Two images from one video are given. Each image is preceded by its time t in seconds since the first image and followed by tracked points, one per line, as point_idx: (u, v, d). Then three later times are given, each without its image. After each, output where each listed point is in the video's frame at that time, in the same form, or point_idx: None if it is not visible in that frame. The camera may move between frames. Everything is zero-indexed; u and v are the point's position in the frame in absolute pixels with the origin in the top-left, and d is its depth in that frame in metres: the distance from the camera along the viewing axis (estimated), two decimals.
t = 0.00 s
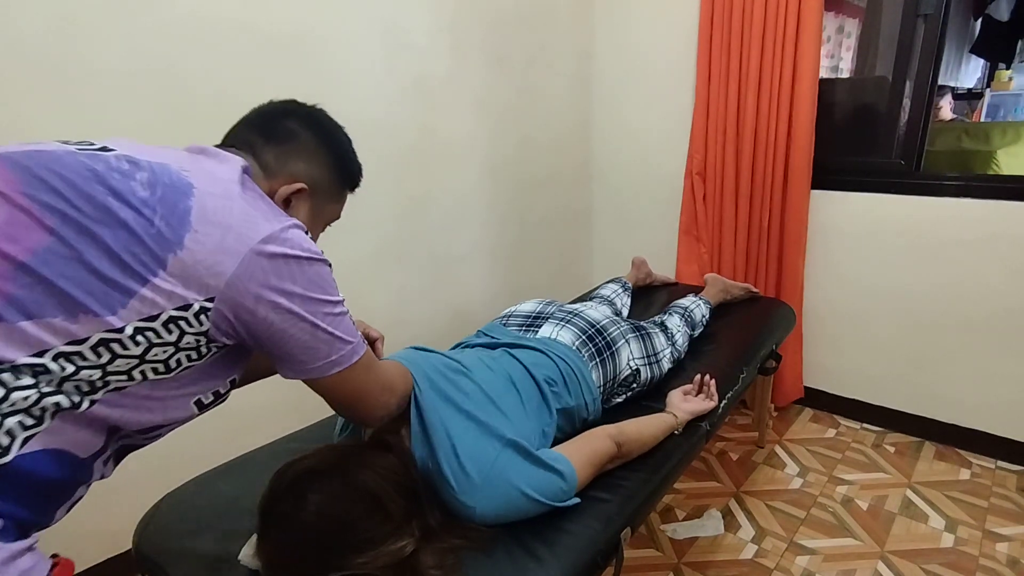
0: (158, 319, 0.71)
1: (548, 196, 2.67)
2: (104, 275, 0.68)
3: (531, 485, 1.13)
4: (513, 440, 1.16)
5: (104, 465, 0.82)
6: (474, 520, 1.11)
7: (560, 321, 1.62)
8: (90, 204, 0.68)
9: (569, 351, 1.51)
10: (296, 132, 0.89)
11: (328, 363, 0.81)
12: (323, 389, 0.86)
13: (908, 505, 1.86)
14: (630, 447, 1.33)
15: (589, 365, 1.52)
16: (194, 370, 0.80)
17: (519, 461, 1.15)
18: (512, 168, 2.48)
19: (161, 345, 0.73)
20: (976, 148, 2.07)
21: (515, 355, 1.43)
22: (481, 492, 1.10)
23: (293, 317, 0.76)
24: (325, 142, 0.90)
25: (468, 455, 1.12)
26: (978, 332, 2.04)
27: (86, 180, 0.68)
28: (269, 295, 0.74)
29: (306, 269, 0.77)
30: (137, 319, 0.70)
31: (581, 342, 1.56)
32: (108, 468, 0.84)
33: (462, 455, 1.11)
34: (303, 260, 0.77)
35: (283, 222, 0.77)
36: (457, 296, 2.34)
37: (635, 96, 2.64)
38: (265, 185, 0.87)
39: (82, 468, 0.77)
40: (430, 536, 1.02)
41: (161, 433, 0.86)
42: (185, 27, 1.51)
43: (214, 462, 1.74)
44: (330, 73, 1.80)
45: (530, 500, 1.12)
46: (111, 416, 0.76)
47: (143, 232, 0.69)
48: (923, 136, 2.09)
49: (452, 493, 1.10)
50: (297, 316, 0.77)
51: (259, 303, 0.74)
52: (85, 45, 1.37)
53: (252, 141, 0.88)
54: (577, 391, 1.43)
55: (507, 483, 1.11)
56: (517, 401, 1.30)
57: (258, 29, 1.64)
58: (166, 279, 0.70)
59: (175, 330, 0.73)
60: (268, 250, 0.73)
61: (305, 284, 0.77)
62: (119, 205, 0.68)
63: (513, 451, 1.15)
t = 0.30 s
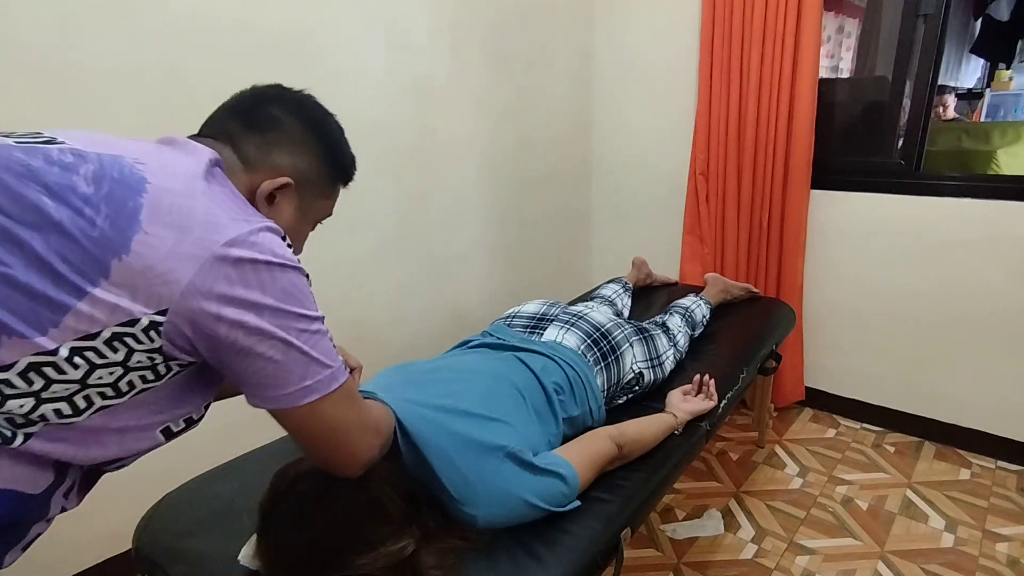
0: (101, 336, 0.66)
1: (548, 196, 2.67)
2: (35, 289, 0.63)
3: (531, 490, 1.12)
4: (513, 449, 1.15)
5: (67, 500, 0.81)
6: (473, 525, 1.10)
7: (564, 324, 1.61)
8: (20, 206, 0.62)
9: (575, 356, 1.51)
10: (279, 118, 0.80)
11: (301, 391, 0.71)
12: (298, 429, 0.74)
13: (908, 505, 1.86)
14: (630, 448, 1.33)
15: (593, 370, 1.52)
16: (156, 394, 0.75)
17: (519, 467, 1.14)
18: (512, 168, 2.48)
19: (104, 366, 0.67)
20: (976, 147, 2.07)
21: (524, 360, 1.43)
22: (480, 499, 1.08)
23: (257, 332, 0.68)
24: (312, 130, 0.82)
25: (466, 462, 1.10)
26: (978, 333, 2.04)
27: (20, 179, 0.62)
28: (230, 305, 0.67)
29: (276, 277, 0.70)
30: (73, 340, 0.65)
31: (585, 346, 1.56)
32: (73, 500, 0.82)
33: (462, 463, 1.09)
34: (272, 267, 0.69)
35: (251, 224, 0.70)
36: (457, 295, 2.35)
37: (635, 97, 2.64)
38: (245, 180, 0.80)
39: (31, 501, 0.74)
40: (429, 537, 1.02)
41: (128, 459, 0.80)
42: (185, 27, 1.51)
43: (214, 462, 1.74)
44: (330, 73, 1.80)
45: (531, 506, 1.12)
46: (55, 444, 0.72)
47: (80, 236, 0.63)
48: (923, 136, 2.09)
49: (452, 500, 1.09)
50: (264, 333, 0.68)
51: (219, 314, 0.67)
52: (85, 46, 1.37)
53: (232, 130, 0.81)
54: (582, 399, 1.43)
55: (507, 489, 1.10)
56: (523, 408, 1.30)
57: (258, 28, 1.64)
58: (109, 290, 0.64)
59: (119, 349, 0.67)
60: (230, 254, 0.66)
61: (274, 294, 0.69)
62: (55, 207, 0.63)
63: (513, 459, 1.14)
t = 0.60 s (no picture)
0: (67, 285, 0.60)
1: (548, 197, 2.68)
2: None
3: (531, 490, 1.12)
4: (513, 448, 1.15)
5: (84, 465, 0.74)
6: (474, 525, 1.10)
7: (564, 324, 1.61)
8: None
9: (575, 356, 1.51)
10: (269, 75, 0.74)
11: (258, 350, 0.61)
12: (241, 397, 0.63)
13: (908, 505, 1.86)
14: (630, 448, 1.33)
15: (593, 369, 1.52)
16: (148, 353, 0.67)
17: (519, 467, 1.14)
18: (513, 169, 2.48)
19: (79, 320, 0.61)
20: (976, 147, 2.07)
21: (525, 359, 1.43)
22: (480, 499, 1.09)
23: (213, 270, 0.59)
24: (305, 88, 0.76)
25: (465, 465, 1.11)
26: (979, 333, 2.04)
27: None
28: (185, 239, 0.59)
29: (243, 215, 0.62)
30: (40, 291, 0.60)
31: (585, 346, 1.56)
32: (94, 464, 0.76)
33: (461, 465, 1.10)
34: (237, 203, 0.62)
35: (218, 158, 0.64)
36: (457, 296, 2.35)
37: (635, 97, 2.64)
38: (231, 136, 0.73)
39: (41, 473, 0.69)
40: (429, 537, 1.02)
41: (135, 424, 0.75)
42: (186, 27, 1.51)
43: (214, 461, 1.75)
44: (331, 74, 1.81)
45: (530, 505, 1.12)
46: (55, 412, 0.67)
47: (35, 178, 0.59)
48: (923, 137, 2.09)
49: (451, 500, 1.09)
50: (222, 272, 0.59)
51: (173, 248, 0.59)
52: (86, 47, 1.37)
53: (216, 87, 0.74)
54: (582, 400, 1.43)
55: (507, 489, 1.10)
56: (523, 408, 1.30)
57: (259, 29, 1.64)
58: (69, 231, 0.59)
59: (90, 299, 0.61)
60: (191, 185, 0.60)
61: (236, 231, 0.61)
62: (8, 150, 0.59)
63: (513, 459, 1.14)
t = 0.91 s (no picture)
0: (135, 274, 0.64)
1: (549, 197, 2.67)
2: (70, 228, 0.62)
3: (532, 489, 1.13)
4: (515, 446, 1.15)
5: (127, 442, 0.76)
6: (473, 523, 1.10)
7: (565, 324, 1.61)
8: (51, 153, 0.63)
9: (576, 355, 1.51)
10: (301, 85, 0.81)
11: (292, 339, 0.68)
12: (269, 374, 0.70)
13: (908, 505, 1.86)
14: (630, 448, 1.33)
15: (594, 369, 1.52)
16: (193, 336, 0.73)
17: (521, 465, 1.14)
18: (513, 169, 2.48)
19: (143, 305, 0.66)
20: (976, 147, 2.07)
21: (526, 359, 1.43)
22: (480, 494, 1.10)
23: (258, 268, 0.66)
24: (334, 97, 0.82)
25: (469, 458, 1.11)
26: (979, 333, 2.04)
27: (46, 131, 0.64)
28: (236, 238, 0.65)
29: (285, 215, 0.68)
30: (113, 278, 0.64)
31: (585, 346, 1.56)
32: (133, 443, 0.78)
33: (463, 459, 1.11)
34: (280, 205, 0.68)
35: (263, 162, 0.69)
36: (458, 296, 2.34)
37: (635, 97, 2.64)
38: (264, 139, 0.80)
39: (99, 445, 0.70)
40: (429, 536, 1.02)
41: (175, 407, 0.79)
42: (186, 27, 1.51)
43: (214, 461, 1.74)
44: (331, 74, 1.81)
45: (530, 504, 1.12)
46: (112, 390, 0.69)
47: (105, 173, 0.64)
48: (923, 136, 2.09)
49: (452, 496, 1.10)
50: (267, 269, 0.66)
51: (226, 246, 0.65)
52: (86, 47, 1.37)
53: (253, 96, 0.81)
54: (583, 399, 1.43)
55: (507, 487, 1.10)
56: (525, 406, 1.30)
57: (259, 29, 1.64)
58: (137, 225, 0.64)
59: (154, 286, 0.65)
60: (242, 187, 0.66)
61: (279, 232, 0.67)
62: (80, 148, 0.64)
63: (515, 457, 1.14)
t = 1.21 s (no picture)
0: (188, 279, 0.69)
1: (548, 196, 2.67)
2: (138, 234, 0.67)
3: (530, 487, 1.12)
4: (515, 445, 1.15)
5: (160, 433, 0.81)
6: (473, 521, 1.11)
7: (564, 324, 1.61)
8: (123, 166, 0.69)
9: (575, 355, 1.51)
10: (336, 115, 0.89)
11: (318, 350, 0.76)
12: (294, 380, 0.78)
13: (908, 505, 1.86)
14: (630, 447, 1.33)
15: (593, 368, 1.52)
16: (232, 339, 0.78)
17: (520, 464, 1.14)
18: (512, 169, 2.48)
19: (193, 307, 0.71)
20: (975, 147, 2.07)
21: (526, 358, 1.43)
22: (479, 493, 1.10)
23: (295, 285, 0.73)
24: (364, 125, 0.91)
25: (470, 456, 1.12)
26: (979, 333, 2.04)
27: (118, 147, 0.70)
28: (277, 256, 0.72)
29: (320, 238, 0.74)
30: (170, 280, 0.69)
31: (585, 345, 1.56)
32: (163, 436, 0.83)
33: (463, 458, 1.12)
34: (316, 228, 0.74)
35: (303, 188, 0.76)
36: (457, 296, 2.35)
37: (636, 97, 2.64)
38: (302, 163, 0.88)
39: (145, 431, 0.75)
40: (430, 536, 1.02)
41: (206, 406, 0.84)
42: (184, 26, 1.51)
43: (213, 461, 1.74)
44: (330, 73, 1.81)
45: (530, 503, 1.12)
46: (159, 382, 0.74)
47: (170, 187, 0.70)
48: (923, 136, 2.09)
49: (453, 495, 1.10)
50: (301, 287, 0.73)
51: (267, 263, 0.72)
52: (84, 45, 1.37)
53: (291, 126, 0.89)
54: (583, 399, 1.43)
55: (507, 485, 1.11)
56: (524, 405, 1.30)
57: (259, 29, 1.64)
58: (193, 235, 0.69)
59: (203, 291, 0.71)
60: (285, 209, 0.72)
61: (314, 253, 0.74)
62: (149, 164, 0.70)
63: (514, 455, 1.15)
